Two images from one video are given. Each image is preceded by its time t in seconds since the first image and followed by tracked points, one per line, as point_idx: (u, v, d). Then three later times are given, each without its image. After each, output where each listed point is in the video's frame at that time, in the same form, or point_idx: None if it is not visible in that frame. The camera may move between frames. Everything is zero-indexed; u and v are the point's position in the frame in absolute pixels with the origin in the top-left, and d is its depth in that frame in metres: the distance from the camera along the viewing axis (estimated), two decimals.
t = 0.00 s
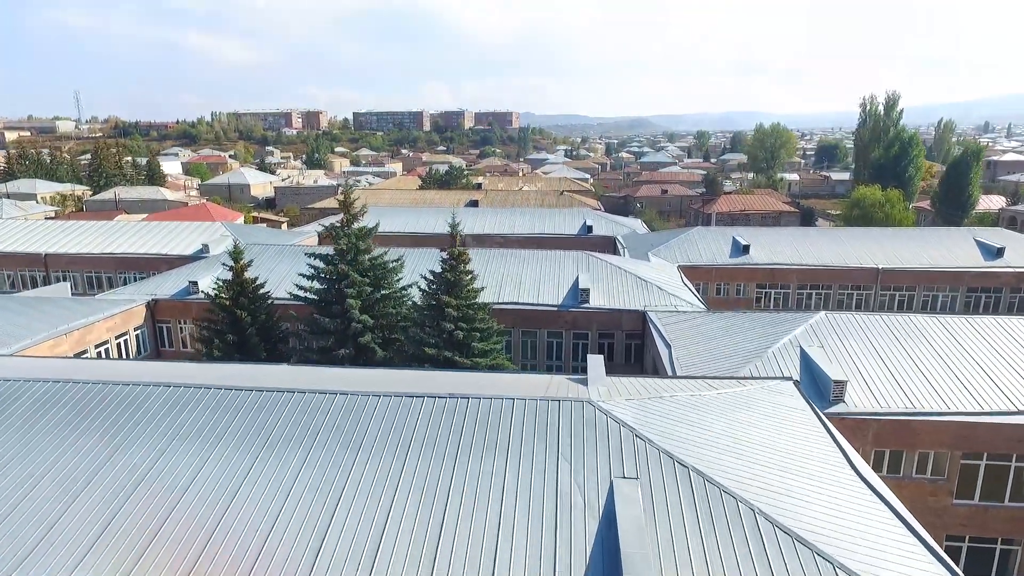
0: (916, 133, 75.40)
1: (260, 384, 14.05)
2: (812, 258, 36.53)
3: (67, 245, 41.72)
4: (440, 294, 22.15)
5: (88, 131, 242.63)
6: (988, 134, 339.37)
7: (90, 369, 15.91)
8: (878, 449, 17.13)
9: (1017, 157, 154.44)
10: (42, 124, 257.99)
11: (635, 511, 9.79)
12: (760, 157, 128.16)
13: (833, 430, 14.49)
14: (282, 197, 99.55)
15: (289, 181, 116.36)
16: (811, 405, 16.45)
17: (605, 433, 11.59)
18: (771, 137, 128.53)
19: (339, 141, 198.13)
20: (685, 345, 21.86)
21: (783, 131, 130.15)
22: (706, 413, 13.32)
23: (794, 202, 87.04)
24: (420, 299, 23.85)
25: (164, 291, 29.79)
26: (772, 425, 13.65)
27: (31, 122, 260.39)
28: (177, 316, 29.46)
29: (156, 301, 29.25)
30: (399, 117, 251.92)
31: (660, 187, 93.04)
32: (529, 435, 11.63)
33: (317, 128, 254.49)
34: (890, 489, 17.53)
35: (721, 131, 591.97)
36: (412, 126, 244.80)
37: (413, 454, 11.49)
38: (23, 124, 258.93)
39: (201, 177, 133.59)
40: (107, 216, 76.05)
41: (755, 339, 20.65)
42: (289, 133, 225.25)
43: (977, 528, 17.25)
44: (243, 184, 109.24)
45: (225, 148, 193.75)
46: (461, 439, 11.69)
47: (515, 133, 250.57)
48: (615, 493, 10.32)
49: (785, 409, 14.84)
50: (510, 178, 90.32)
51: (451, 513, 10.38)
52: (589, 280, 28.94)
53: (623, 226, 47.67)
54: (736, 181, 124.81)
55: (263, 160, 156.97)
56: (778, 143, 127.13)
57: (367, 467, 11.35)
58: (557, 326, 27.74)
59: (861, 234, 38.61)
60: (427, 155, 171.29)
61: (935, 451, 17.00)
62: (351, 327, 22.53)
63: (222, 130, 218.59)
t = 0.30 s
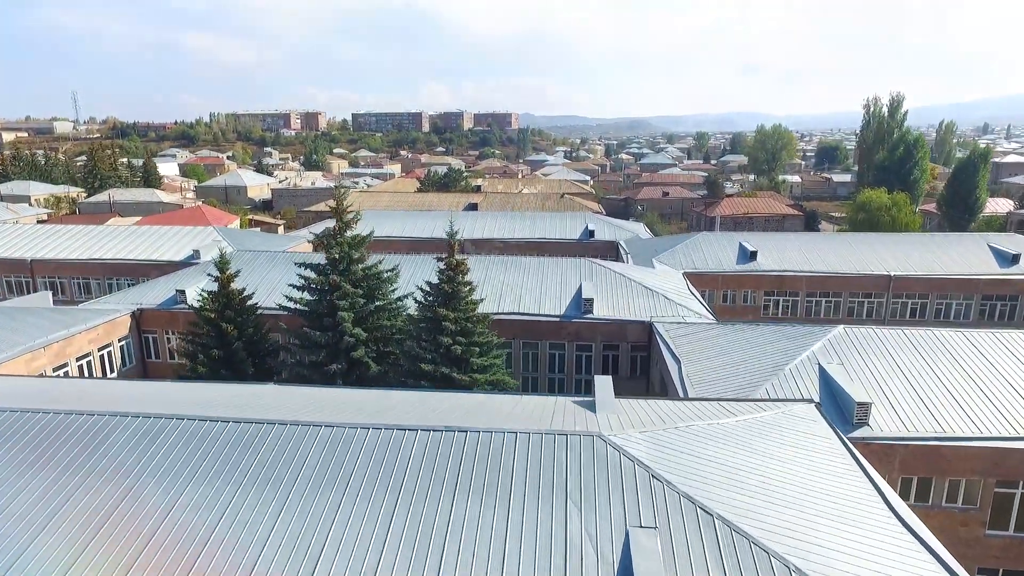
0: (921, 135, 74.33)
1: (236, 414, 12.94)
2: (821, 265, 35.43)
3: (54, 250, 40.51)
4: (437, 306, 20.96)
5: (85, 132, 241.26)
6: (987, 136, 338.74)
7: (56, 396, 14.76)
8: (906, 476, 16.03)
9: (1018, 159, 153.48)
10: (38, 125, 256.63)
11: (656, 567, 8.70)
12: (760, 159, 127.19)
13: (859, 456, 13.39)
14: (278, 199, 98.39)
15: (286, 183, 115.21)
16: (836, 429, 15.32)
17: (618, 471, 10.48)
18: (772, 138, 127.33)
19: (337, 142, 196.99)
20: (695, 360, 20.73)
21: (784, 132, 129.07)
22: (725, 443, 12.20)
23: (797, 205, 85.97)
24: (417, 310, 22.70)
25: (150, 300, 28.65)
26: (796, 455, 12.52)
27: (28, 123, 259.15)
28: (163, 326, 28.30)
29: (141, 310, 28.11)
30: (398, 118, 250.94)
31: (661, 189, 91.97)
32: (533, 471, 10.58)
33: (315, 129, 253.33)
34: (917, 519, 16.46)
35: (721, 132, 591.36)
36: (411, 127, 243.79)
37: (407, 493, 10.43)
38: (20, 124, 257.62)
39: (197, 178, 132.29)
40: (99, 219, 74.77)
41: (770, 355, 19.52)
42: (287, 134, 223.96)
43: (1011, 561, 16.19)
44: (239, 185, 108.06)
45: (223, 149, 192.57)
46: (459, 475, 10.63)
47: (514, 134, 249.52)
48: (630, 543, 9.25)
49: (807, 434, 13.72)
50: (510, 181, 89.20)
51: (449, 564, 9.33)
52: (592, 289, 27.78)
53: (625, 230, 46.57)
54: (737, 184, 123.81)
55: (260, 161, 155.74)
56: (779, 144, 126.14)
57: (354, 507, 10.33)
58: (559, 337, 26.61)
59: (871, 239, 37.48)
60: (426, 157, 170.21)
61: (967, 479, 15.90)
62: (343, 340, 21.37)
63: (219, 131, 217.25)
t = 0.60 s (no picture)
0: (928, 137, 73.24)
1: (217, 451, 12.02)
2: (832, 273, 34.40)
3: (44, 257, 39.48)
4: (435, 321, 19.95)
5: (84, 133, 240.29)
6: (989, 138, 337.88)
7: (26, 432, 13.83)
8: (936, 508, 15.02)
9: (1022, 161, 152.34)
10: (37, 126, 255.63)
11: None
12: (763, 161, 126.12)
13: (887, 490, 12.49)
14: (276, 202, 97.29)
15: (285, 185, 114.15)
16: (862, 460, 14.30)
17: (630, 523, 9.66)
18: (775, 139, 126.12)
19: (337, 144, 196.00)
20: (708, 379, 19.72)
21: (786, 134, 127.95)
22: (745, 481, 11.27)
23: (801, 208, 84.88)
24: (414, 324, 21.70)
25: (138, 312, 27.63)
26: (822, 493, 11.61)
27: (27, 124, 258.22)
28: (152, 338, 27.24)
29: (128, 322, 27.05)
30: (398, 120, 250.00)
31: (663, 191, 90.93)
32: (540, 523, 9.77)
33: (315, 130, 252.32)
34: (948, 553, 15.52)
35: (722, 134, 590.28)
36: (411, 129, 242.86)
37: (402, 546, 9.64)
38: (19, 125, 256.72)
39: (196, 180, 131.29)
40: (94, 222, 73.70)
41: (787, 375, 18.50)
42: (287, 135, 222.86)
43: None
44: (237, 188, 107.00)
45: (222, 150, 191.56)
46: (459, 526, 9.81)
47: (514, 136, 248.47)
48: None
49: (831, 466, 12.78)
50: (510, 183, 88.15)
51: None
52: (597, 300, 26.71)
53: (629, 236, 45.54)
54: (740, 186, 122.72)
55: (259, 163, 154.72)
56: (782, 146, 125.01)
57: (346, 561, 9.53)
58: (563, 351, 25.56)
59: (883, 246, 36.44)
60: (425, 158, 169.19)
61: (1002, 512, 14.95)
62: (337, 357, 20.36)
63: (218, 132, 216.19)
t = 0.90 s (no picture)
0: (931, 141, 72.90)
1: (204, 477, 11.66)
2: (836, 281, 34.04)
3: (39, 264, 39.14)
4: (433, 335, 19.60)
5: (85, 134, 240.09)
6: (990, 139, 337.50)
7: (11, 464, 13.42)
8: (946, 531, 14.64)
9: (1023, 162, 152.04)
10: (39, 126, 255.52)
11: None
12: (764, 163, 125.69)
13: (894, 513, 12.17)
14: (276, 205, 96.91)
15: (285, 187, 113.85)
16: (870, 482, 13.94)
17: (632, 555, 9.37)
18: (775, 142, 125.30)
19: (338, 144, 195.78)
20: (711, 393, 19.34)
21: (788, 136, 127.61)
22: (750, 509, 10.92)
23: (803, 210, 84.56)
24: (412, 337, 21.35)
25: (134, 321, 27.30)
26: (830, 521, 11.26)
27: (29, 125, 258.13)
28: (147, 348, 26.92)
29: (123, 332, 26.72)
30: (399, 120, 249.94)
31: (665, 194, 90.56)
32: (541, 559, 9.41)
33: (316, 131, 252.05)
34: None
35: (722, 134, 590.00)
36: (412, 130, 242.80)
37: None
38: (20, 126, 256.85)
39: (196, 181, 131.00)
40: (93, 225, 73.35)
41: (792, 391, 18.13)
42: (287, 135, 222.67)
43: None
44: (238, 190, 106.73)
45: (223, 151, 191.25)
46: (456, 562, 9.44)
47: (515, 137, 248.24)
48: None
49: (837, 491, 12.44)
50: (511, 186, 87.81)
51: None
52: (597, 310, 26.32)
53: (630, 241, 45.21)
54: (741, 188, 122.36)
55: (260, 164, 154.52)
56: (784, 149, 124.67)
57: None
58: (563, 362, 25.21)
59: (888, 253, 36.04)
60: (426, 160, 168.91)
61: (1012, 535, 14.58)
62: (334, 371, 20.05)
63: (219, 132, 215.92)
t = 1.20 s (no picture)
0: (931, 146, 72.89)
1: (199, 514, 11.64)
2: (835, 293, 34.04)
3: (38, 274, 39.11)
4: (432, 357, 19.57)
5: (84, 134, 239.76)
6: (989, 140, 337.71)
7: (8, 490, 13.36)
8: (944, 559, 14.64)
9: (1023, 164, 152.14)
10: (39, 127, 255.20)
11: None
12: (764, 166, 125.71)
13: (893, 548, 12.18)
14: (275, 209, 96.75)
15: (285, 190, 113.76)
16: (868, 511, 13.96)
17: None
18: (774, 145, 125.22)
19: (337, 146, 195.66)
20: (710, 415, 19.33)
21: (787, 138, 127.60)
22: (748, 548, 10.92)
23: (803, 215, 84.51)
24: (411, 356, 21.34)
25: (132, 336, 27.30)
26: (829, 561, 11.22)
27: (29, 125, 257.79)
28: (146, 364, 26.91)
29: (122, 347, 26.71)
30: (399, 121, 249.92)
31: (664, 198, 90.52)
32: None
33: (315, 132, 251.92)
34: None
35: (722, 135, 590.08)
36: (412, 131, 242.71)
37: None
38: (19, 127, 256.53)
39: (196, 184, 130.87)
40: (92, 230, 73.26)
41: (791, 413, 18.12)
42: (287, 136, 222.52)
43: None
44: (237, 193, 106.65)
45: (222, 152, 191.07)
46: None
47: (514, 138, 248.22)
48: None
49: (834, 525, 12.42)
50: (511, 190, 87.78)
51: None
52: (597, 326, 26.28)
53: (629, 250, 45.20)
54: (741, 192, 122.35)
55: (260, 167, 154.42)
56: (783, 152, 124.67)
57: None
58: (562, 378, 25.20)
59: (887, 264, 36.02)
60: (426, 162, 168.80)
61: (1010, 564, 14.59)
62: (333, 392, 20.06)
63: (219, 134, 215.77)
